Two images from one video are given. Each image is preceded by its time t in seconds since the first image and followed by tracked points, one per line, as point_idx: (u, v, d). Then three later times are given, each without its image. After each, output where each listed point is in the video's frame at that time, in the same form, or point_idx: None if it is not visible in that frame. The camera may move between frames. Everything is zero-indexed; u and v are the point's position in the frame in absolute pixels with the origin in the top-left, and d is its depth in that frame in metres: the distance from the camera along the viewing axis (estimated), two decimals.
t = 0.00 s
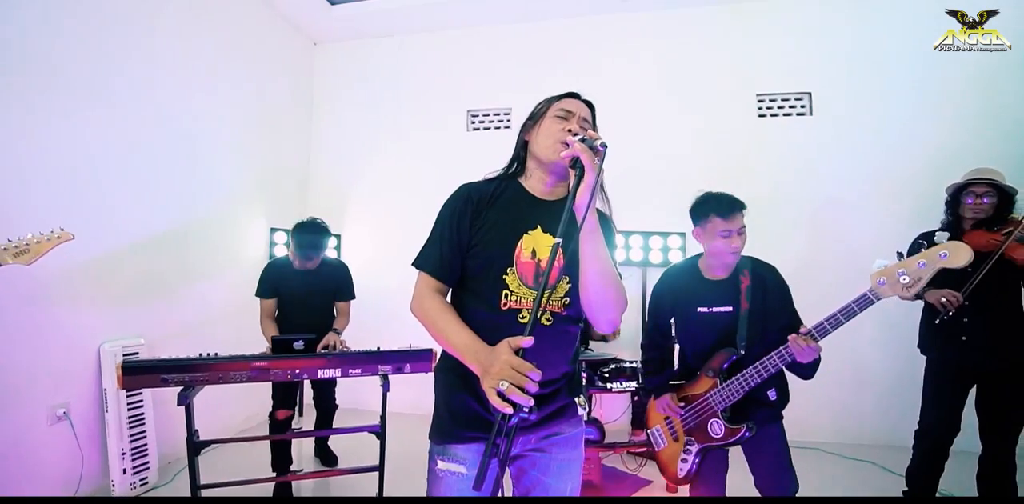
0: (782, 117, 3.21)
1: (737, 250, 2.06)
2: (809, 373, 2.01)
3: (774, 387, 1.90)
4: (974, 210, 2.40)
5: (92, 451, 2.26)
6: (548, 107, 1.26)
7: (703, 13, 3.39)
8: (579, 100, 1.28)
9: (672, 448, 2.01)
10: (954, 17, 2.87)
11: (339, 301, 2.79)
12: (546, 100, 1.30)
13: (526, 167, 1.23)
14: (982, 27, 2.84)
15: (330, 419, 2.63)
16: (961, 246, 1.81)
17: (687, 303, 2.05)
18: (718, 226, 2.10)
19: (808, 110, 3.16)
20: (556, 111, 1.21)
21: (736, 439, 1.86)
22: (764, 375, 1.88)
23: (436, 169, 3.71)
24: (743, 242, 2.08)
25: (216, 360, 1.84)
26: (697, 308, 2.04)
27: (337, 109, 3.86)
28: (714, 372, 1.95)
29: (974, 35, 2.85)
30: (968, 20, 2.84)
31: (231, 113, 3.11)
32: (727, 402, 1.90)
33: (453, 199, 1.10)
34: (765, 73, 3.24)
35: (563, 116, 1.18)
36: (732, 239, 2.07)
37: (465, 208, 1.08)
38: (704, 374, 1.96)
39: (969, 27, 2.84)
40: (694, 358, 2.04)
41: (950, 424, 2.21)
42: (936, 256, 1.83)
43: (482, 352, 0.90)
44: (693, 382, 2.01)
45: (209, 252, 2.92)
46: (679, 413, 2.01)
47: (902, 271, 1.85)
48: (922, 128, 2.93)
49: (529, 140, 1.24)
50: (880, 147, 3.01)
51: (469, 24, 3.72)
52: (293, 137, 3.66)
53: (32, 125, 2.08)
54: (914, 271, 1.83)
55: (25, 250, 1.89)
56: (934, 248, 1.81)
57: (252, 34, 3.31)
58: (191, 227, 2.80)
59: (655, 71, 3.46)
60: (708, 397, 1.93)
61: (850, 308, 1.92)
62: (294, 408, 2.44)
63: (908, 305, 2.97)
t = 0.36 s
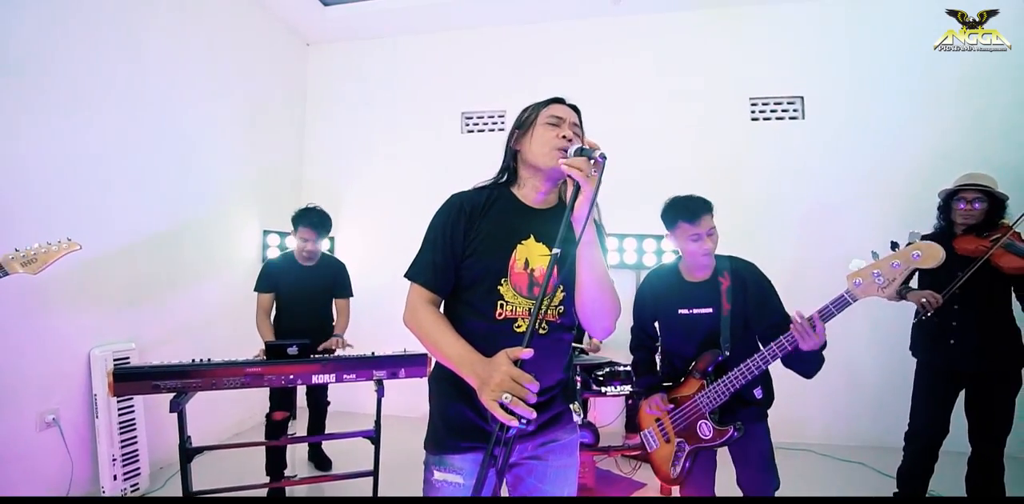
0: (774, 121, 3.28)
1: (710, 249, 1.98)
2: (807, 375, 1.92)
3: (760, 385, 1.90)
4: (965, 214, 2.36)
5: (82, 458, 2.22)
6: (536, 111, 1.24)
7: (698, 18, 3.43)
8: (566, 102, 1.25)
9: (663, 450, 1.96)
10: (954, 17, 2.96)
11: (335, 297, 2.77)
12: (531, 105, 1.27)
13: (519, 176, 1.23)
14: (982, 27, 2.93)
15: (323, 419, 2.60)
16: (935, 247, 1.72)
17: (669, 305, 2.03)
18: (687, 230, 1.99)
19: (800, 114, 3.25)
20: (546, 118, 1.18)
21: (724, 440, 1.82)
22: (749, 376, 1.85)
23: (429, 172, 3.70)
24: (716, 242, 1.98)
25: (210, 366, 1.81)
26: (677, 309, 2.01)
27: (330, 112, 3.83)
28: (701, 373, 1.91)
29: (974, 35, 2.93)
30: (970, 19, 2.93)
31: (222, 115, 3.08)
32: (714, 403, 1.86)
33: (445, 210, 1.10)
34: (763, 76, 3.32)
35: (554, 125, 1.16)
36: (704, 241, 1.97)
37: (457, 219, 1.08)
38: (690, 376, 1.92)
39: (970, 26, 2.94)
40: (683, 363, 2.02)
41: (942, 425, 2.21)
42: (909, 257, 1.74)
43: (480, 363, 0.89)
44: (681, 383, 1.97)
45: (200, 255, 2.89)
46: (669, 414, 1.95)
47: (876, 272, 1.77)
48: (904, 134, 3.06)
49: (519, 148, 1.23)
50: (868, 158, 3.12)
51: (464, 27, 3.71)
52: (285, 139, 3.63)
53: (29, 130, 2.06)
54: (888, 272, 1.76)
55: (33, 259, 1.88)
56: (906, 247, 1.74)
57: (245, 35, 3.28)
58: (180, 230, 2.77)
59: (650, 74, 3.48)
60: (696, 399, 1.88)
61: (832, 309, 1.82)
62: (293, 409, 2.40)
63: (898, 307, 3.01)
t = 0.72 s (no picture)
0: (770, 124, 3.30)
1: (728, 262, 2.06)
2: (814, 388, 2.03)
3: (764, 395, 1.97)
4: (964, 220, 2.43)
5: (77, 462, 2.21)
6: (518, 118, 1.28)
7: (695, 21, 3.45)
8: (544, 106, 1.31)
9: (669, 457, 2.00)
10: (954, 17, 2.97)
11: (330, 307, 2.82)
12: (511, 111, 1.31)
13: (506, 182, 1.27)
14: (981, 27, 2.92)
15: (321, 425, 2.60)
16: (958, 271, 1.88)
17: (682, 313, 2.06)
18: (712, 244, 2.07)
19: (796, 117, 3.27)
20: (530, 125, 1.24)
21: (732, 449, 1.89)
22: (761, 389, 1.89)
23: (427, 173, 3.69)
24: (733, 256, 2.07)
25: (207, 371, 1.81)
26: (690, 319, 2.05)
27: (327, 114, 3.82)
28: (712, 382, 1.94)
29: (974, 35, 2.94)
30: (969, 19, 2.94)
31: (217, 116, 3.07)
32: (723, 413, 1.91)
33: (437, 220, 1.09)
34: (759, 79, 3.33)
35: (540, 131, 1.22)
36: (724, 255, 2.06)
37: (451, 227, 1.08)
38: (701, 385, 1.95)
39: (970, 26, 2.94)
40: (692, 371, 2.02)
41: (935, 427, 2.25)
42: (930, 277, 1.92)
43: (486, 370, 0.89)
44: (689, 391, 2.00)
45: (196, 258, 2.87)
46: (676, 422, 1.99)
47: (896, 290, 1.93)
48: (900, 136, 3.09)
49: (504, 155, 1.27)
50: (864, 162, 3.15)
51: (461, 29, 3.71)
52: (282, 141, 3.61)
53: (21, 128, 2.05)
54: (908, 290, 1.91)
55: (33, 266, 1.99)
56: (930, 269, 1.90)
57: (241, 35, 3.27)
58: (176, 232, 2.75)
59: (647, 77, 3.49)
60: (706, 408, 1.92)
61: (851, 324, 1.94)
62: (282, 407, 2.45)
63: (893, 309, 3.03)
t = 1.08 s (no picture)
0: (767, 126, 3.31)
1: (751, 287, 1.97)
2: (826, 407, 1.97)
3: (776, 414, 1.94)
4: (953, 222, 2.43)
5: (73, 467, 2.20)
6: (478, 125, 1.25)
7: (692, 24, 3.46)
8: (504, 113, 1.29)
9: (673, 465, 1.98)
10: (954, 17, 3.03)
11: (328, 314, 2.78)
12: (473, 118, 1.28)
13: (472, 188, 1.24)
14: (982, 27, 3.00)
15: (319, 428, 2.61)
16: (992, 309, 1.82)
17: (698, 326, 1.99)
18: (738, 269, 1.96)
19: (793, 119, 3.28)
20: (491, 130, 1.20)
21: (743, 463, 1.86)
22: (779, 405, 1.85)
23: (425, 176, 3.69)
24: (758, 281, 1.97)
25: (203, 376, 1.81)
26: (707, 334, 1.97)
27: (324, 116, 3.81)
28: (726, 395, 1.90)
29: (974, 35, 3.00)
30: (970, 19, 3.00)
31: (215, 119, 3.06)
32: (737, 425, 1.87)
33: (411, 231, 1.06)
34: (757, 81, 3.34)
35: (502, 136, 1.18)
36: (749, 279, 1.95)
37: (430, 233, 1.07)
38: (715, 397, 1.91)
39: (970, 26, 3.00)
40: (704, 383, 1.97)
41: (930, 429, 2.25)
42: (964, 316, 1.85)
43: (492, 364, 0.89)
44: (702, 402, 1.95)
45: (192, 261, 2.86)
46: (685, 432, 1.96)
47: (930, 324, 1.86)
48: (897, 138, 3.11)
49: (468, 163, 1.24)
50: (860, 165, 3.16)
51: (458, 31, 3.70)
52: (278, 143, 3.60)
53: (25, 134, 2.04)
54: (942, 326, 1.85)
55: (30, 274, 1.89)
56: (967, 307, 1.82)
57: (239, 38, 3.26)
58: (173, 236, 2.75)
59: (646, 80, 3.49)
60: (718, 420, 1.88)
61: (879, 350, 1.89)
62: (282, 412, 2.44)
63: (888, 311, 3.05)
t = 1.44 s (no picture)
0: (764, 126, 3.31)
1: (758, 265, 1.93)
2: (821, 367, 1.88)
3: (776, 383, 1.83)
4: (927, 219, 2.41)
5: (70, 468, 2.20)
6: (443, 132, 1.27)
7: (690, 24, 3.46)
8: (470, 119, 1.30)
9: (689, 452, 1.83)
10: (954, 16, 3.05)
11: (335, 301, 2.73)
12: (437, 125, 1.30)
13: (437, 192, 1.25)
14: (982, 27, 3.02)
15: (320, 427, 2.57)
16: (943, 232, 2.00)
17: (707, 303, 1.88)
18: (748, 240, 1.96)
19: (790, 120, 3.29)
20: (453, 137, 1.22)
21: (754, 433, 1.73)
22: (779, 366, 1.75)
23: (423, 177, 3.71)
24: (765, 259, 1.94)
25: (199, 376, 1.81)
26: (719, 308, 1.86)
27: (322, 117, 3.82)
28: (727, 368, 1.78)
29: (975, 35, 3.02)
30: (970, 19, 3.03)
31: (213, 121, 3.06)
32: (743, 395, 1.75)
33: (381, 231, 1.08)
34: (754, 81, 3.35)
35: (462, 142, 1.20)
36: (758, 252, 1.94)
37: (399, 233, 1.09)
38: (716, 371, 1.79)
39: (970, 26, 3.03)
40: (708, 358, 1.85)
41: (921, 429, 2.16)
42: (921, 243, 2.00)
43: (463, 373, 0.89)
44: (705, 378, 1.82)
45: (189, 263, 2.87)
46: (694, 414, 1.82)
47: (894, 257, 1.99)
48: (896, 138, 3.11)
49: (432, 169, 1.25)
50: (857, 165, 3.16)
51: (456, 32, 3.71)
52: (276, 143, 3.61)
53: (25, 136, 2.05)
54: (905, 256, 1.98)
55: (30, 276, 1.88)
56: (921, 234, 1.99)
57: (237, 39, 3.27)
58: (171, 237, 2.75)
59: (644, 81, 3.50)
60: (724, 394, 1.75)
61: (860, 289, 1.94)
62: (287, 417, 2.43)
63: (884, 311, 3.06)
